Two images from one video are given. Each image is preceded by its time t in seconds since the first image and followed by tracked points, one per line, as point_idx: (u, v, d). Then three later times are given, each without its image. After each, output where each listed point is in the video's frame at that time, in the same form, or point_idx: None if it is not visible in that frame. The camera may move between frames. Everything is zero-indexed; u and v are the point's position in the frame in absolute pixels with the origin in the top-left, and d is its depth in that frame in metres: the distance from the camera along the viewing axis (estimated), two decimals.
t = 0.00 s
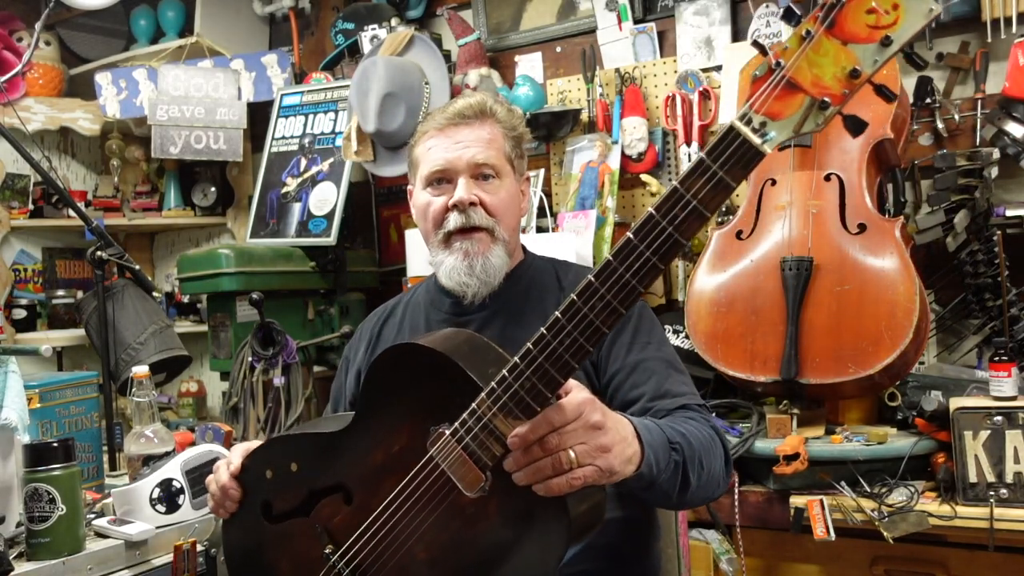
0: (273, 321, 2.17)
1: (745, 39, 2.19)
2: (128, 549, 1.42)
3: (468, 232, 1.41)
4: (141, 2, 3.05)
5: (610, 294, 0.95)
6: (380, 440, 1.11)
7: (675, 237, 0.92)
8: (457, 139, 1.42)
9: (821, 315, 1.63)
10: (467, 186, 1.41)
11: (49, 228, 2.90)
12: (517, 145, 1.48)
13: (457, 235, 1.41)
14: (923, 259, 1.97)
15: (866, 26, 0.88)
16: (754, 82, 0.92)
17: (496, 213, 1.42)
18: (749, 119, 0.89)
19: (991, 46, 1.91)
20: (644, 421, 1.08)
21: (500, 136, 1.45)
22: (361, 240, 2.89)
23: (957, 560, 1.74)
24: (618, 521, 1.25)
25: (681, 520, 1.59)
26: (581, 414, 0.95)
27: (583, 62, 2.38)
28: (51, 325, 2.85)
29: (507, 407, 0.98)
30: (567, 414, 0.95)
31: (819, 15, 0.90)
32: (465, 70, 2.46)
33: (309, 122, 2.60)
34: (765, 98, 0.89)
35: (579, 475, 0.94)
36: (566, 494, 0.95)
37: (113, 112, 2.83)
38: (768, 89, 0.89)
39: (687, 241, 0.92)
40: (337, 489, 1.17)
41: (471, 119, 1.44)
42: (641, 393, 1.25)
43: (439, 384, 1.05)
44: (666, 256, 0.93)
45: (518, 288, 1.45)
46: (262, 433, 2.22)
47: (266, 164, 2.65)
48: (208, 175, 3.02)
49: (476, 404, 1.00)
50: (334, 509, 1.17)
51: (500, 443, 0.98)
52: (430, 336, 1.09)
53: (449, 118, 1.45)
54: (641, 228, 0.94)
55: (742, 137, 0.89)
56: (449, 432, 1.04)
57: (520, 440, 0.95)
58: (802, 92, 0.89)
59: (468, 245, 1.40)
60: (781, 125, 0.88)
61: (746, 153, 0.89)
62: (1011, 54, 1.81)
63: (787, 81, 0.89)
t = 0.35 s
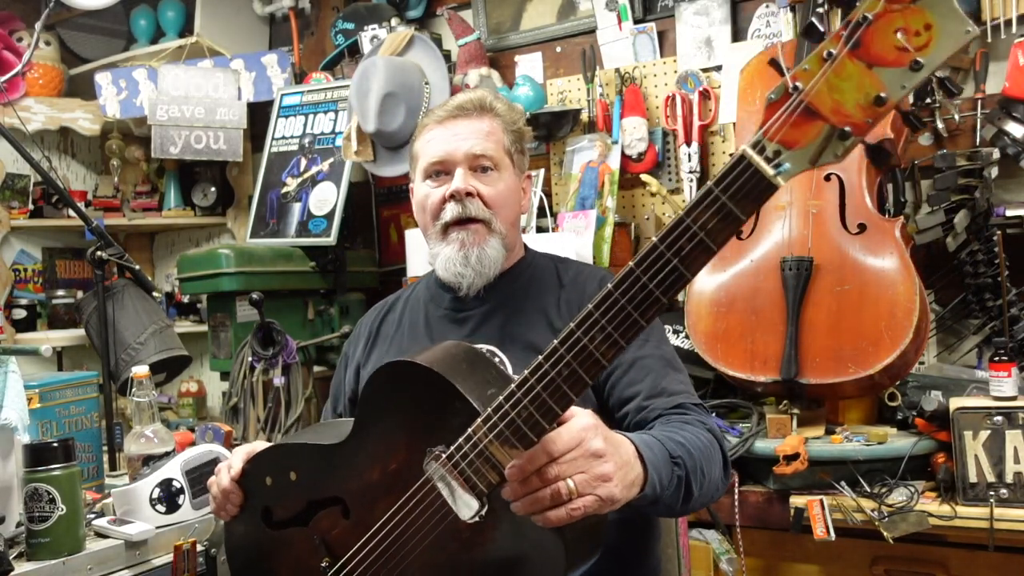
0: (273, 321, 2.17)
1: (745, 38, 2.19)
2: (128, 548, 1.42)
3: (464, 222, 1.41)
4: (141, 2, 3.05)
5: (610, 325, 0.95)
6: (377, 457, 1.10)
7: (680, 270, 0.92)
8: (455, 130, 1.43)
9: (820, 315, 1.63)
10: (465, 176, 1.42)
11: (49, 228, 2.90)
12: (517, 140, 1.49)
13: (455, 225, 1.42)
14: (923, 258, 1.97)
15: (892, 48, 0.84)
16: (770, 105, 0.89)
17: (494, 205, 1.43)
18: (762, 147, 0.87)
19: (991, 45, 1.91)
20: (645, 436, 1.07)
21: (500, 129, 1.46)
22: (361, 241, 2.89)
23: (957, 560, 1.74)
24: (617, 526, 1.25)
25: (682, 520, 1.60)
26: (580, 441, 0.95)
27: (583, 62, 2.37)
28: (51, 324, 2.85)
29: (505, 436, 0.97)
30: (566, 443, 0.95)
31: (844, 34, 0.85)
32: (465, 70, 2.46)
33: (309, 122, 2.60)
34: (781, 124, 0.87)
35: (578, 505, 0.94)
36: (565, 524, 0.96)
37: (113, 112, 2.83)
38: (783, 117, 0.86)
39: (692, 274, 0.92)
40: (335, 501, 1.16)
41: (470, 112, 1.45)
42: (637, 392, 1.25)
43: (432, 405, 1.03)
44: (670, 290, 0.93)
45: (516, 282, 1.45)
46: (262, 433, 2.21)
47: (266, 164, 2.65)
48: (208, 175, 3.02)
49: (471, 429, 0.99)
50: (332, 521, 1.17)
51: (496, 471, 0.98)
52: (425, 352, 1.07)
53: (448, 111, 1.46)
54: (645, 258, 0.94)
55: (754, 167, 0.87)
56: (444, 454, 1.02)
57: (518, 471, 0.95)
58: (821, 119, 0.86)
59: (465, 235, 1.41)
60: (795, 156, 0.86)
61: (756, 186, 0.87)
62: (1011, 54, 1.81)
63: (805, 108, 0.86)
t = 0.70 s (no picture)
0: (273, 321, 2.17)
1: (745, 38, 2.19)
2: (128, 548, 1.42)
3: (461, 225, 1.42)
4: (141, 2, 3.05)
5: (611, 340, 0.95)
6: (375, 465, 1.10)
7: (683, 287, 0.92)
8: (450, 132, 1.44)
9: (820, 315, 1.63)
10: (460, 178, 1.42)
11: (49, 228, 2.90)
12: (513, 138, 1.49)
13: (450, 227, 1.43)
14: (923, 258, 1.97)
15: (905, 64, 0.83)
16: (777, 121, 0.88)
17: (490, 206, 1.43)
18: (769, 165, 0.87)
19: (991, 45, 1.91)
20: (645, 445, 1.07)
21: (495, 128, 1.46)
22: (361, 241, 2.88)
23: (956, 560, 1.74)
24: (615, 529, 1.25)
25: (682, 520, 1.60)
26: (580, 455, 0.95)
27: (583, 62, 2.37)
28: (51, 324, 2.85)
29: (504, 448, 0.98)
30: (566, 457, 0.95)
31: (855, 50, 0.85)
32: (465, 69, 2.46)
33: (309, 122, 2.60)
34: (789, 141, 0.86)
35: (578, 518, 0.95)
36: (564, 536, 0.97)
37: (113, 112, 2.83)
38: (791, 132, 0.86)
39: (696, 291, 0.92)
40: (332, 508, 1.16)
41: (463, 111, 1.45)
42: (637, 396, 1.25)
43: (428, 415, 1.03)
44: (672, 307, 0.93)
45: (516, 284, 1.45)
46: (262, 433, 2.21)
47: (266, 164, 2.65)
48: (208, 175, 3.01)
49: (470, 440, 0.99)
50: (329, 527, 1.16)
51: (494, 482, 0.99)
52: (423, 361, 1.07)
53: (442, 111, 1.47)
54: (648, 275, 0.94)
55: (760, 184, 0.87)
56: (440, 464, 1.02)
57: (517, 484, 0.95)
58: (830, 136, 0.86)
59: (460, 238, 1.41)
60: (804, 173, 0.86)
61: (762, 205, 0.87)
62: (1011, 54, 1.81)
63: (814, 124, 0.86)
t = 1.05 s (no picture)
0: (273, 321, 2.17)
1: (745, 38, 2.19)
2: (128, 549, 1.42)
3: (460, 225, 1.42)
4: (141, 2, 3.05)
5: (598, 310, 0.96)
6: (369, 452, 1.10)
7: (664, 253, 0.92)
8: (449, 136, 1.43)
9: (821, 315, 1.63)
10: (459, 181, 1.42)
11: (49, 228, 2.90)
12: (510, 142, 1.49)
13: (449, 227, 1.43)
14: (923, 258, 1.97)
15: (863, 30, 0.84)
16: (747, 90, 0.89)
17: (489, 206, 1.43)
18: (741, 131, 0.88)
19: (991, 46, 1.91)
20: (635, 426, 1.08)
21: (492, 132, 1.45)
22: (361, 241, 2.87)
23: (956, 560, 1.74)
24: (610, 519, 1.25)
25: (682, 520, 1.60)
26: (574, 430, 0.96)
27: (583, 62, 2.37)
28: (51, 325, 2.85)
29: (497, 424, 0.98)
30: (560, 432, 0.96)
31: (816, 17, 0.85)
32: (465, 70, 2.46)
33: (309, 122, 2.60)
34: (759, 107, 0.87)
35: (573, 492, 0.95)
36: (560, 511, 0.96)
37: (113, 113, 2.83)
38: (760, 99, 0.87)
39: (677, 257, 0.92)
40: (328, 501, 1.16)
41: (461, 116, 1.44)
42: (628, 386, 1.25)
43: (420, 398, 1.04)
44: (654, 273, 0.93)
45: (512, 281, 1.45)
46: (262, 433, 2.21)
47: (266, 164, 2.66)
48: (208, 175, 3.01)
49: (464, 420, 1.00)
50: (324, 522, 1.16)
51: (490, 460, 0.99)
52: (415, 349, 1.08)
53: (441, 116, 1.45)
54: (631, 246, 0.94)
55: (734, 149, 0.88)
56: (435, 447, 1.03)
57: (512, 459, 0.96)
58: (797, 101, 0.86)
59: (460, 236, 1.41)
60: (774, 137, 0.87)
61: (736, 168, 0.88)
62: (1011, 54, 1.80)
63: (781, 90, 0.87)
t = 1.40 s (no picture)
0: (273, 321, 2.17)
1: (745, 38, 2.19)
2: (128, 548, 1.42)
3: (465, 220, 1.44)
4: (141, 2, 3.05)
5: (620, 322, 0.95)
6: (385, 454, 1.10)
7: (693, 272, 0.91)
8: (455, 137, 1.47)
9: (821, 315, 1.63)
10: (465, 179, 1.45)
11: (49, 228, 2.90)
12: (514, 147, 1.52)
13: (455, 223, 1.45)
14: (923, 258, 1.97)
15: (904, 57, 0.84)
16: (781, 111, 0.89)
17: (493, 204, 1.45)
18: (775, 152, 0.87)
19: (991, 46, 1.91)
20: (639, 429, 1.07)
21: (496, 137, 1.49)
22: (361, 241, 2.86)
23: (956, 560, 1.74)
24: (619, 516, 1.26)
25: (681, 521, 1.60)
26: (589, 443, 0.96)
27: (583, 62, 2.37)
28: (51, 325, 2.85)
29: (513, 432, 0.97)
30: (574, 444, 0.95)
31: (856, 42, 0.86)
32: (465, 70, 2.46)
33: (309, 122, 2.60)
34: (793, 130, 0.86)
35: (587, 505, 0.95)
36: (573, 523, 0.96)
37: (113, 112, 2.83)
38: (795, 120, 0.86)
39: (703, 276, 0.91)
40: (340, 498, 1.16)
41: (469, 122, 1.48)
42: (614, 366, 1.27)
43: (437, 401, 1.03)
44: (679, 292, 0.92)
45: (511, 278, 1.46)
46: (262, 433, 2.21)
47: (266, 164, 2.66)
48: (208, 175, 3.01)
49: (481, 425, 0.99)
50: (336, 518, 1.17)
51: (505, 467, 0.98)
52: (434, 349, 1.08)
53: (450, 121, 1.50)
54: (656, 261, 0.94)
55: (766, 170, 0.87)
56: (453, 452, 1.02)
57: (527, 469, 0.96)
58: (832, 125, 0.86)
59: (466, 230, 1.43)
60: (807, 159, 0.86)
61: (769, 188, 0.87)
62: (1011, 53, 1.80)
63: (815, 114, 0.86)
